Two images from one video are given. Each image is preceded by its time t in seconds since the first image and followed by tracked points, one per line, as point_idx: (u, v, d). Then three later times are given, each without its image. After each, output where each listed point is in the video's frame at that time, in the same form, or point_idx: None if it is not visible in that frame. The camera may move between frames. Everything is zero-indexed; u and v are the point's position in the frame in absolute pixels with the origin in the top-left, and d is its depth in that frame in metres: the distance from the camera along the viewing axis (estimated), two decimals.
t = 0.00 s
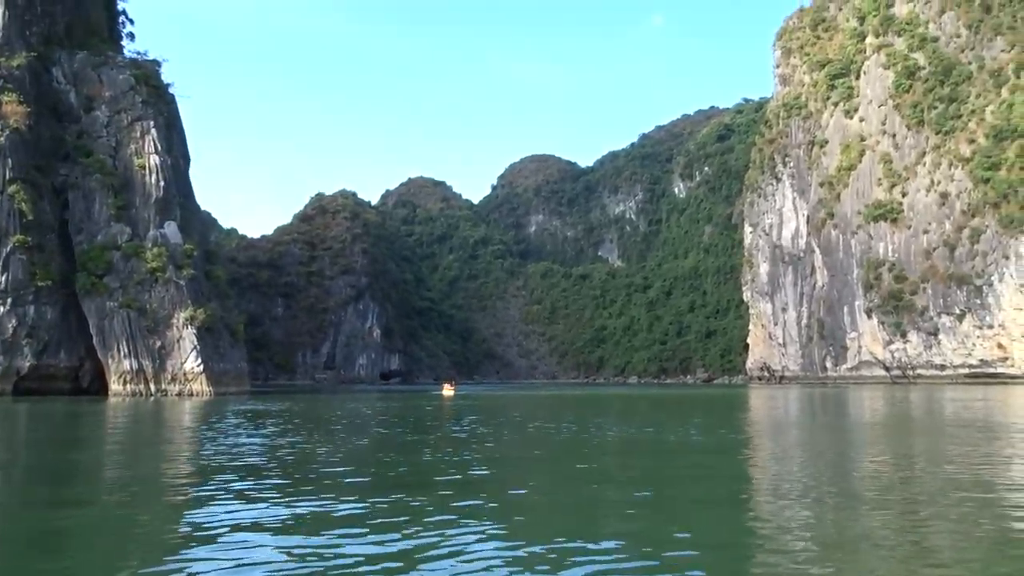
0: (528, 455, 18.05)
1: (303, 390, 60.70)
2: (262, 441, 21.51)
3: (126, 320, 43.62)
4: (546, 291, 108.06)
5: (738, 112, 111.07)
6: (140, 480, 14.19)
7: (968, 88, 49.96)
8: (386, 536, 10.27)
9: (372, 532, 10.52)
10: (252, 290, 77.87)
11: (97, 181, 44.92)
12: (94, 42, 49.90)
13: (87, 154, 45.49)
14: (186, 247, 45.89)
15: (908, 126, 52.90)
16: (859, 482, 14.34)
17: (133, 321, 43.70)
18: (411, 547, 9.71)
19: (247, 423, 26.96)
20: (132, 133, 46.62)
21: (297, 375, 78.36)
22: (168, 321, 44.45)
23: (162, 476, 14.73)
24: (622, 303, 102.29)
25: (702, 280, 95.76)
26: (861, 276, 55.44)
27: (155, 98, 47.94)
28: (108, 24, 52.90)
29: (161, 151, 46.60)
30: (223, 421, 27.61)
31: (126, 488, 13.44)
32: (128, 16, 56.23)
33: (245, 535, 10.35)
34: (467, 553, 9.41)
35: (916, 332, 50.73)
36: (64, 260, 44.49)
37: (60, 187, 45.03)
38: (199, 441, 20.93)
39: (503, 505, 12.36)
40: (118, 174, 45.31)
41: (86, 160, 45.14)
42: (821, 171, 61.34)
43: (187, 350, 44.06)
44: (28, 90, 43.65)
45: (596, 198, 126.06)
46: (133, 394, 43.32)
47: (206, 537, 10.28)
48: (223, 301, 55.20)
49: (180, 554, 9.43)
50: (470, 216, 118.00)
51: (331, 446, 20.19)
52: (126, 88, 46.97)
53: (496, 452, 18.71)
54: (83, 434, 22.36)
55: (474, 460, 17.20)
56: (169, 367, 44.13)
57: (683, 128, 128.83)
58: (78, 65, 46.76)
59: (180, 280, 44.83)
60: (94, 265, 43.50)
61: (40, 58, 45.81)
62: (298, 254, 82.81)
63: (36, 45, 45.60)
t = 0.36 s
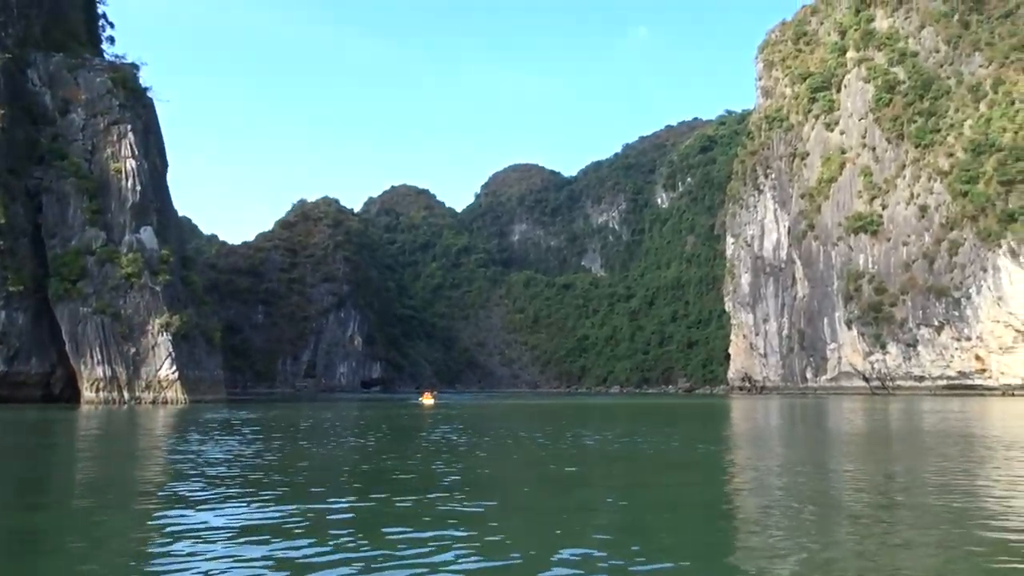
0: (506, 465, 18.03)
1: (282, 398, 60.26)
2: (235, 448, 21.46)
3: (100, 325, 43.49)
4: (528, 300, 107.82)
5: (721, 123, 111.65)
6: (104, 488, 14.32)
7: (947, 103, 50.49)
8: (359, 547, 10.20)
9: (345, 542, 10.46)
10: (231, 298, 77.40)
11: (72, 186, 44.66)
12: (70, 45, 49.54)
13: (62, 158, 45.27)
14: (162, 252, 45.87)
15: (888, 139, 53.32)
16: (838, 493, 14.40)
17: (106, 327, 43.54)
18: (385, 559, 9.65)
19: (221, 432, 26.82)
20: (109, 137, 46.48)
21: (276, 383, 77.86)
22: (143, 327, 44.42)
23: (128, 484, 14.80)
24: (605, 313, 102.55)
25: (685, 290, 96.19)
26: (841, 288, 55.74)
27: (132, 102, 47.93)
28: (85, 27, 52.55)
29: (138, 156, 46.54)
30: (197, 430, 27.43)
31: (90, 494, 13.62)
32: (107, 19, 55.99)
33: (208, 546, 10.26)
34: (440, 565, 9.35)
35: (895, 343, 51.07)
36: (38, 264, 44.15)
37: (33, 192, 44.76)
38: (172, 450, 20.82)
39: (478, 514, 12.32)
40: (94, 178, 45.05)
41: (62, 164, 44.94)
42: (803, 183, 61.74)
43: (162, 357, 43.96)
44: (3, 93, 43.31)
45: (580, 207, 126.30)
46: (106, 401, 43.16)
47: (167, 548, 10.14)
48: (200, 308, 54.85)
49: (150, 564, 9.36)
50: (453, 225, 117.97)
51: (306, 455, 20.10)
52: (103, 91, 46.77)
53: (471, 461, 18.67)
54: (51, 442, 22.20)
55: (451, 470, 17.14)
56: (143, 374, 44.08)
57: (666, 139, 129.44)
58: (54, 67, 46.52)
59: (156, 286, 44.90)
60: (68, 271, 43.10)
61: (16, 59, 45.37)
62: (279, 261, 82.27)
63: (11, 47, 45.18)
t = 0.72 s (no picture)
0: (485, 474, 18.06)
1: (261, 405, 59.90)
2: (209, 455, 21.36)
3: (72, 330, 43.36)
4: (510, 308, 107.64)
5: (704, 134, 112.36)
6: (72, 495, 14.29)
7: (925, 116, 51.05)
8: (335, 557, 10.15)
9: (302, 549, 10.53)
10: (211, 303, 77.12)
11: (45, 188, 44.36)
12: (48, 46, 49.33)
13: (36, 160, 45.10)
14: (137, 256, 45.71)
15: (867, 152, 53.85)
16: (814, 504, 14.46)
17: (79, 331, 43.45)
18: (361, 568, 9.62)
19: (196, 439, 26.66)
20: (85, 138, 46.39)
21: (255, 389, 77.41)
22: (117, 332, 44.26)
23: (98, 490, 14.77)
24: (587, 322, 102.81)
25: (666, 300, 96.59)
26: (821, 298, 56.11)
27: (109, 104, 47.78)
28: (64, 28, 52.35)
29: (113, 159, 46.30)
30: (171, 437, 27.26)
31: (58, 501, 13.56)
32: (87, 20, 55.88)
33: (168, 550, 10.38)
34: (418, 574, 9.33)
35: (873, 354, 51.43)
36: (10, 268, 44.05)
37: (6, 194, 44.37)
38: (145, 457, 20.71)
39: (453, 523, 12.34)
40: (67, 180, 44.72)
41: (36, 166, 44.61)
42: (784, 194, 62.20)
43: (136, 362, 43.96)
44: None
45: (563, 216, 126.57)
46: (77, 407, 43.12)
47: (133, 556, 10.09)
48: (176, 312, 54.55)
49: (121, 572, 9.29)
50: (436, 232, 117.86)
51: (281, 462, 20.00)
52: (79, 93, 46.53)
53: (449, 470, 18.68)
54: (21, 448, 22.03)
55: (430, 478, 17.08)
56: (117, 380, 43.92)
57: (649, 148, 130.06)
58: (29, 68, 46.13)
59: (130, 291, 44.61)
60: (40, 274, 42.82)
61: None
62: (260, 266, 82.04)
63: None
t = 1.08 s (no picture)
0: (464, 483, 17.93)
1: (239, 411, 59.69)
2: (180, 463, 21.16)
3: (42, 333, 42.95)
4: (491, 315, 107.27)
5: (685, 144, 112.96)
6: (35, 502, 14.10)
7: (902, 129, 51.52)
8: (305, 569, 10.00)
9: (232, 565, 10.10)
10: (187, 308, 77.86)
11: (16, 189, 44.02)
12: (23, 45, 48.97)
13: (7, 160, 44.82)
14: (110, 259, 45.91)
15: (845, 164, 54.27)
16: (794, 515, 14.39)
17: (48, 335, 43.10)
18: None
19: (168, 446, 26.43)
20: (58, 139, 46.26)
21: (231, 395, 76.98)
22: (88, 337, 44.03)
23: (62, 497, 14.60)
24: (568, 330, 102.98)
25: (646, 309, 97.05)
26: (799, 308, 56.47)
27: (82, 104, 47.91)
28: (39, 27, 51.97)
29: (86, 159, 46.47)
30: (143, 444, 27.00)
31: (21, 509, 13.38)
32: (64, 20, 55.56)
33: (123, 562, 10.15)
34: None
35: (851, 364, 51.76)
36: None
37: None
38: (115, 464, 20.49)
39: (425, 534, 12.15)
40: (39, 182, 44.64)
41: (7, 166, 44.28)
42: (763, 205, 62.61)
43: (107, 367, 43.64)
44: None
45: (544, 224, 126.73)
46: (45, 413, 42.79)
47: (95, 567, 9.91)
48: (147, 316, 54.31)
49: None
50: (417, 239, 117.55)
51: (254, 470, 19.78)
52: (52, 93, 46.52)
53: (428, 478, 18.54)
54: None
55: (405, 488, 16.92)
56: (86, 385, 43.59)
57: (631, 158, 130.59)
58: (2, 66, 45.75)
59: (102, 294, 44.62)
60: (9, 275, 42.36)
61: None
62: (238, 271, 81.84)
63: None
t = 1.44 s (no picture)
0: (443, 494, 17.82)
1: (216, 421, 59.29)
2: (153, 474, 21.02)
3: (10, 342, 42.93)
4: (471, 325, 106.97)
5: (664, 155, 113.53)
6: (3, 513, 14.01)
7: (879, 142, 52.05)
8: None
9: None
10: (164, 316, 78.01)
11: None
12: None
13: None
14: (82, 266, 46.07)
15: (823, 177, 54.79)
16: (772, 527, 14.34)
17: (16, 342, 43.05)
18: None
19: (141, 457, 26.24)
20: (30, 144, 46.45)
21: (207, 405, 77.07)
22: (57, 344, 44.39)
23: (31, 508, 14.50)
24: (547, 340, 103.09)
25: (625, 319, 97.41)
26: (777, 319, 56.85)
27: (55, 108, 47.90)
28: (14, 32, 51.68)
29: (58, 165, 46.75)
30: (115, 455, 26.81)
31: None
32: (39, 25, 55.26)
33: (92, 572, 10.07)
34: None
35: (828, 375, 52.11)
36: None
37: None
38: (87, 475, 20.34)
39: (401, 547, 12.03)
40: (11, 187, 44.88)
41: None
42: (742, 217, 63.04)
43: (77, 376, 43.98)
44: None
45: (525, 234, 126.82)
46: (13, 422, 42.32)
47: None
48: (120, 323, 54.37)
49: None
50: (397, 248, 117.14)
51: (230, 481, 19.67)
52: (24, 96, 46.70)
53: (406, 490, 18.44)
54: None
55: (382, 499, 16.80)
56: (55, 395, 43.69)
57: (611, 168, 131.10)
58: None
59: (73, 301, 45.06)
60: None
61: None
62: (216, 279, 81.82)
63: None
